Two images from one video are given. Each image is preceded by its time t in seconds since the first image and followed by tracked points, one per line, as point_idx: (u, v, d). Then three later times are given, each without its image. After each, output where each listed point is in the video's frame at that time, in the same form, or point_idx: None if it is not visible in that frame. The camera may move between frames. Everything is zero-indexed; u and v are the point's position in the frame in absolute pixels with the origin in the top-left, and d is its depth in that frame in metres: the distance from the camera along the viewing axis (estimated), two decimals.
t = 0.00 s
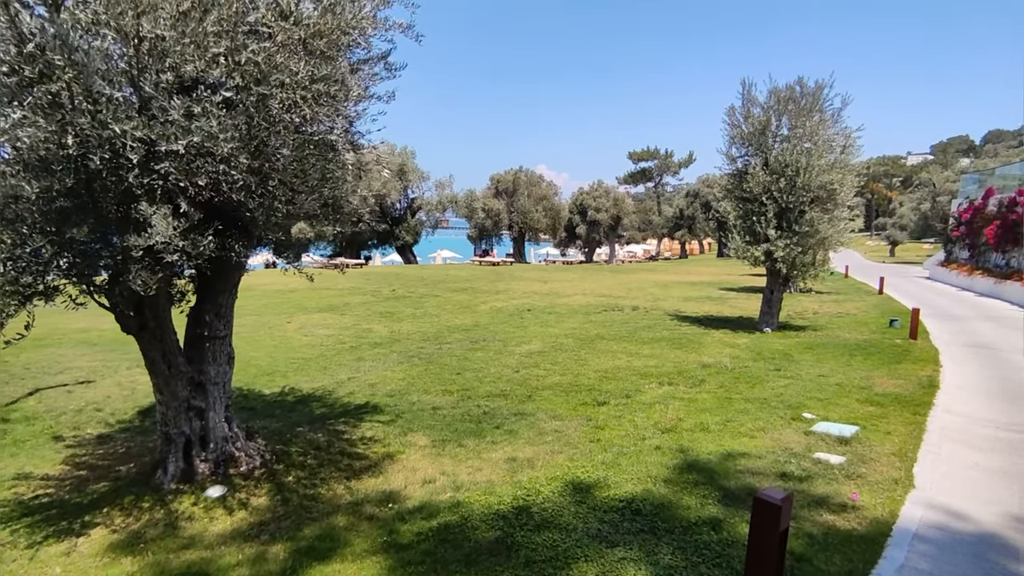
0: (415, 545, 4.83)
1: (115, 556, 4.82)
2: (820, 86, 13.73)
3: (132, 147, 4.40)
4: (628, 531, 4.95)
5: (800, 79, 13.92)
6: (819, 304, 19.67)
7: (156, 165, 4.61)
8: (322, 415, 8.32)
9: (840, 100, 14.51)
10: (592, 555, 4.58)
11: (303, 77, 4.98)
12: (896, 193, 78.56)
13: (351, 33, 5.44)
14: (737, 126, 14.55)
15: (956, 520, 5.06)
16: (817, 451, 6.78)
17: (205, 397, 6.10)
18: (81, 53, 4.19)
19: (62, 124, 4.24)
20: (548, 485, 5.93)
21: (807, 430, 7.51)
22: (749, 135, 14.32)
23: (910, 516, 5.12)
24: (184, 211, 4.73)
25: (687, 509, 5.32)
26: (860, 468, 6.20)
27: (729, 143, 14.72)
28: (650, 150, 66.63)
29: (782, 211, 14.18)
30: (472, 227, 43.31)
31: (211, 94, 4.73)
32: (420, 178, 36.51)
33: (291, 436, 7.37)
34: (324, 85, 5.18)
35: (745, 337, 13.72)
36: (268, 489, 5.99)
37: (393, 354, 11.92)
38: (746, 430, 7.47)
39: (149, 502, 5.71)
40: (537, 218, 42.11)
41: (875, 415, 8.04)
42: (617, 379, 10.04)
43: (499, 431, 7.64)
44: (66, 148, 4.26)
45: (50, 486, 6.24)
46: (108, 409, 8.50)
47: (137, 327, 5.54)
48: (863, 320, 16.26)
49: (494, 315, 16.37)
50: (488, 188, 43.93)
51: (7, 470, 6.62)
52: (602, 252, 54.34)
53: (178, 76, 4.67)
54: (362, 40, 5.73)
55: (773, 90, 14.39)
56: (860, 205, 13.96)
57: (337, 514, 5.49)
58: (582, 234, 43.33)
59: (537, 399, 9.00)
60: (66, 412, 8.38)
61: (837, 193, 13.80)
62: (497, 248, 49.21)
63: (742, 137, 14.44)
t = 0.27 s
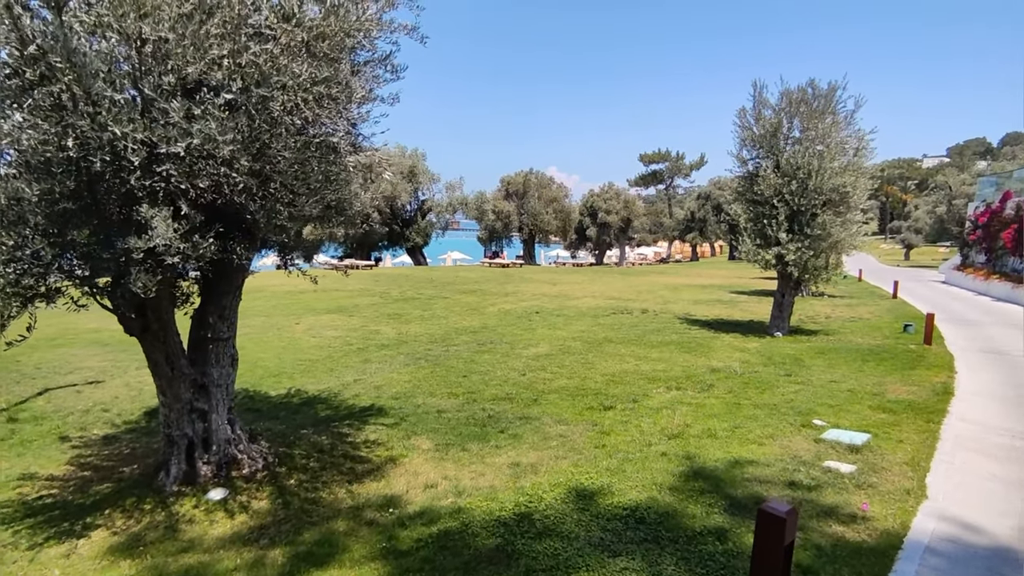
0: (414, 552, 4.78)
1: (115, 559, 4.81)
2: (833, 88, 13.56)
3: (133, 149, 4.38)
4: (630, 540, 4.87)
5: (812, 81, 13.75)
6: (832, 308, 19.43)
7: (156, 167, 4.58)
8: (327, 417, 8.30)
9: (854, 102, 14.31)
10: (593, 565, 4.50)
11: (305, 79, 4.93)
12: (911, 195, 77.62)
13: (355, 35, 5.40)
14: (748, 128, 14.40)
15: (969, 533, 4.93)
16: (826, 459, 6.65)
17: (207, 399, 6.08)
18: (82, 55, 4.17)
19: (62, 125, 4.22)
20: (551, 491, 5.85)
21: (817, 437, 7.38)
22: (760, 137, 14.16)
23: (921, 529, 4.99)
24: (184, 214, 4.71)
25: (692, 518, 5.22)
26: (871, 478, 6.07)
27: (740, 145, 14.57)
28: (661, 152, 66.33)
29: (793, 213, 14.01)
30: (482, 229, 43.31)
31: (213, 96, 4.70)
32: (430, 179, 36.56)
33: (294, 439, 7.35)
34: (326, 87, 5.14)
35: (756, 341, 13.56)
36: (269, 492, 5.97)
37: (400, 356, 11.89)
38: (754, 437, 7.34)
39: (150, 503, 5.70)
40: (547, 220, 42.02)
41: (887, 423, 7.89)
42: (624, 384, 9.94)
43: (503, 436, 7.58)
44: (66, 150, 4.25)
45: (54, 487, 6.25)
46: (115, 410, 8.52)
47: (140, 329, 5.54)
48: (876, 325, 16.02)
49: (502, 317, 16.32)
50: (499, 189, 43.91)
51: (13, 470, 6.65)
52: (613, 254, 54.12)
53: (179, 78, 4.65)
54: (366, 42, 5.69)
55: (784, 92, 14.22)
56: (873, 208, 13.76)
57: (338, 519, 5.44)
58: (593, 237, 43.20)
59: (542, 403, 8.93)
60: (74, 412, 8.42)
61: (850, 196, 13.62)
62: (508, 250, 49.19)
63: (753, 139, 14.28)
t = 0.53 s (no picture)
0: (419, 558, 4.73)
1: (121, 561, 4.82)
2: (851, 90, 13.35)
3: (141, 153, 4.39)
4: (639, 549, 4.77)
5: (829, 83, 13.56)
6: (851, 314, 19.12)
7: (163, 170, 4.59)
8: (337, 421, 8.30)
9: (872, 104, 14.09)
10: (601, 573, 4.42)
11: (312, 82, 4.92)
12: (933, 199, 76.40)
13: (363, 38, 5.40)
14: (764, 131, 14.23)
15: (992, 547, 4.76)
16: (843, 468, 6.50)
17: (217, 402, 6.10)
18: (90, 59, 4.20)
19: (70, 130, 4.24)
20: (560, 498, 5.77)
21: (833, 445, 7.22)
22: (776, 140, 13.99)
23: (941, 542, 4.83)
24: (191, 217, 4.71)
25: (703, 527, 5.11)
26: (890, 488, 5.91)
27: (756, 148, 14.40)
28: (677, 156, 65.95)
29: (810, 217, 13.81)
30: (497, 234, 43.31)
31: (221, 99, 4.71)
32: (444, 184, 36.67)
33: (304, 443, 7.34)
34: (334, 90, 5.14)
35: (772, 347, 13.36)
36: (277, 496, 5.95)
37: (412, 360, 11.88)
38: (769, 445, 7.21)
39: (159, 506, 5.72)
40: (562, 225, 41.92)
41: (906, 431, 7.70)
42: (637, 389, 9.83)
43: (513, 441, 7.51)
44: (75, 153, 4.27)
45: (66, 488, 6.29)
46: (128, 412, 8.59)
47: (149, 332, 5.56)
48: (897, 331, 15.72)
49: (515, 321, 16.26)
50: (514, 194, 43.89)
51: (27, 471, 6.71)
52: (628, 258, 53.87)
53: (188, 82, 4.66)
54: (374, 45, 5.69)
55: (801, 94, 14.04)
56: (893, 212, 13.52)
57: (344, 524, 5.41)
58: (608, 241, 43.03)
59: (553, 408, 8.85)
60: (88, 414, 8.50)
61: (869, 200, 13.40)
62: (523, 255, 49.16)
63: (769, 143, 14.11)
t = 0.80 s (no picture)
0: (432, 563, 4.70)
1: (138, 562, 4.86)
2: (872, 91, 13.15)
3: (158, 158, 4.44)
4: (655, 556, 4.70)
5: (850, 84, 13.37)
6: (873, 319, 18.79)
7: (179, 175, 4.65)
8: (352, 425, 8.32)
9: (894, 105, 13.87)
10: None
11: (326, 86, 4.95)
12: (958, 202, 74.98)
13: (376, 43, 5.43)
14: (783, 133, 14.06)
15: (1020, 559, 4.62)
16: (865, 477, 6.36)
17: (233, 405, 6.14)
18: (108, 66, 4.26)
19: (89, 136, 4.31)
20: (575, 504, 5.72)
21: (856, 453, 7.07)
22: (795, 142, 13.82)
23: (967, 553, 4.70)
24: (207, 221, 4.77)
25: (720, 535, 5.03)
26: (914, 498, 5.77)
27: (775, 151, 14.24)
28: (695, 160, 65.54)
29: (831, 221, 13.61)
30: (513, 239, 43.32)
31: (235, 104, 4.75)
32: (461, 189, 36.82)
33: (319, 446, 7.37)
34: (347, 94, 5.18)
35: (792, 352, 13.17)
36: (292, 499, 5.97)
37: (428, 365, 11.90)
38: (788, 452, 7.08)
39: (176, 508, 5.76)
40: (579, 230, 41.82)
41: (931, 439, 7.52)
42: (654, 395, 9.73)
43: (528, 446, 7.47)
44: (93, 159, 4.34)
45: (86, 489, 6.37)
46: (148, 414, 8.70)
47: (167, 336, 5.62)
48: (921, 337, 15.40)
49: (532, 326, 16.22)
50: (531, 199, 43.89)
51: (48, 472, 6.81)
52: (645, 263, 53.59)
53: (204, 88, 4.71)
54: (388, 50, 5.72)
55: (821, 96, 13.86)
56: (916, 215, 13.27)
57: (358, 527, 5.41)
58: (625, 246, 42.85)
59: (569, 414, 8.79)
60: (109, 416, 8.61)
61: (891, 202, 13.17)
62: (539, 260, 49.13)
63: (788, 145, 13.93)
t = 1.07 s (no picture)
0: (448, 565, 4.71)
1: (159, 561, 4.94)
2: (896, 89, 12.93)
3: (178, 165, 4.52)
4: (671, 561, 4.66)
5: (872, 82, 13.16)
6: (897, 321, 18.46)
7: (199, 181, 4.72)
8: (370, 427, 8.37)
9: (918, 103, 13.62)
10: None
11: (342, 92, 5.00)
12: (986, 201, 73.38)
13: (391, 48, 5.47)
14: (803, 133, 13.89)
15: None
16: (888, 483, 6.23)
17: (252, 407, 6.21)
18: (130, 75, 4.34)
19: (111, 143, 4.40)
20: (591, 507, 5.70)
21: (879, 458, 6.94)
22: (816, 142, 13.63)
23: (993, 561, 4.59)
24: (226, 226, 4.83)
25: (738, 541, 4.97)
26: (939, 504, 5.65)
27: (795, 151, 14.06)
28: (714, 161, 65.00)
29: (853, 221, 13.40)
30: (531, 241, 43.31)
31: (253, 111, 4.82)
32: (479, 192, 36.95)
33: (337, 449, 7.43)
34: (363, 100, 5.22)
35: (813, 355, 12.98)
36: (310, 501, 6.02)
37: (445, 367, 11.94)
38: (809, 457, 6.98)
39: (196, 508, 5.84)
40: (596, 231, 41.68)
41: (958, 444, 7.35)
42: (672, 398, 9.65)
43: (545, 449, 7.46)
44: (116, 166, 4.42)
45: (110, 489, 6.49)
46: (170, 416, 8.84)
47: (187, 339, 5.70)
48: (948, 339, 15.08)
49: (549, 329, 16.20)
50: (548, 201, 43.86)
51: (74, 471, 6.95)
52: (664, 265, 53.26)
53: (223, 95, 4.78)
54: (403, 55, 5.76)
55: (842, 94, 13.66)
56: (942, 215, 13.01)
57: (374, 530, 5.44)
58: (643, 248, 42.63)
59: (586, 417, 8.76)
60: (132, 418, 8.77)
61: (916, 202, 12.93)
62: (557, 262, 49.06)
63: (809, 145, 13.75)
